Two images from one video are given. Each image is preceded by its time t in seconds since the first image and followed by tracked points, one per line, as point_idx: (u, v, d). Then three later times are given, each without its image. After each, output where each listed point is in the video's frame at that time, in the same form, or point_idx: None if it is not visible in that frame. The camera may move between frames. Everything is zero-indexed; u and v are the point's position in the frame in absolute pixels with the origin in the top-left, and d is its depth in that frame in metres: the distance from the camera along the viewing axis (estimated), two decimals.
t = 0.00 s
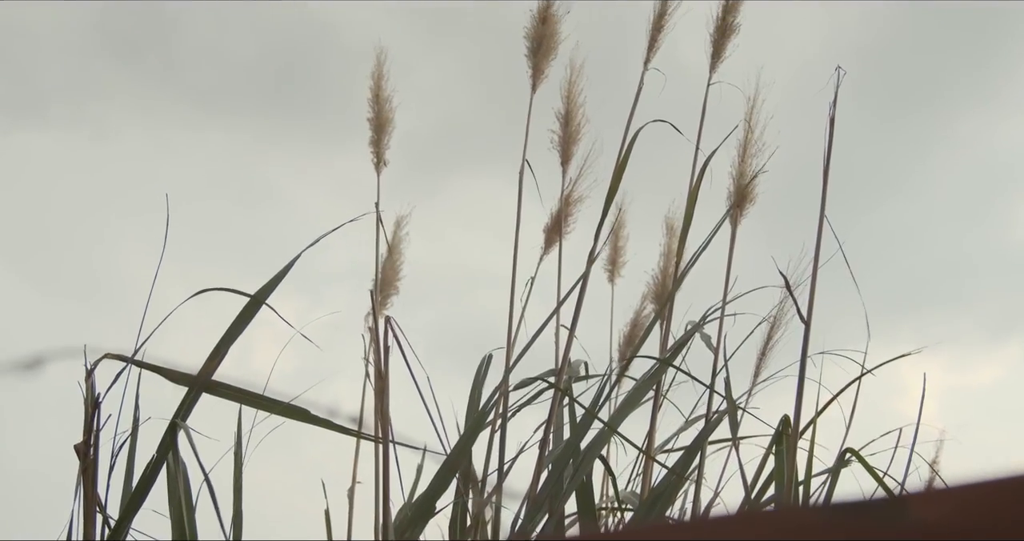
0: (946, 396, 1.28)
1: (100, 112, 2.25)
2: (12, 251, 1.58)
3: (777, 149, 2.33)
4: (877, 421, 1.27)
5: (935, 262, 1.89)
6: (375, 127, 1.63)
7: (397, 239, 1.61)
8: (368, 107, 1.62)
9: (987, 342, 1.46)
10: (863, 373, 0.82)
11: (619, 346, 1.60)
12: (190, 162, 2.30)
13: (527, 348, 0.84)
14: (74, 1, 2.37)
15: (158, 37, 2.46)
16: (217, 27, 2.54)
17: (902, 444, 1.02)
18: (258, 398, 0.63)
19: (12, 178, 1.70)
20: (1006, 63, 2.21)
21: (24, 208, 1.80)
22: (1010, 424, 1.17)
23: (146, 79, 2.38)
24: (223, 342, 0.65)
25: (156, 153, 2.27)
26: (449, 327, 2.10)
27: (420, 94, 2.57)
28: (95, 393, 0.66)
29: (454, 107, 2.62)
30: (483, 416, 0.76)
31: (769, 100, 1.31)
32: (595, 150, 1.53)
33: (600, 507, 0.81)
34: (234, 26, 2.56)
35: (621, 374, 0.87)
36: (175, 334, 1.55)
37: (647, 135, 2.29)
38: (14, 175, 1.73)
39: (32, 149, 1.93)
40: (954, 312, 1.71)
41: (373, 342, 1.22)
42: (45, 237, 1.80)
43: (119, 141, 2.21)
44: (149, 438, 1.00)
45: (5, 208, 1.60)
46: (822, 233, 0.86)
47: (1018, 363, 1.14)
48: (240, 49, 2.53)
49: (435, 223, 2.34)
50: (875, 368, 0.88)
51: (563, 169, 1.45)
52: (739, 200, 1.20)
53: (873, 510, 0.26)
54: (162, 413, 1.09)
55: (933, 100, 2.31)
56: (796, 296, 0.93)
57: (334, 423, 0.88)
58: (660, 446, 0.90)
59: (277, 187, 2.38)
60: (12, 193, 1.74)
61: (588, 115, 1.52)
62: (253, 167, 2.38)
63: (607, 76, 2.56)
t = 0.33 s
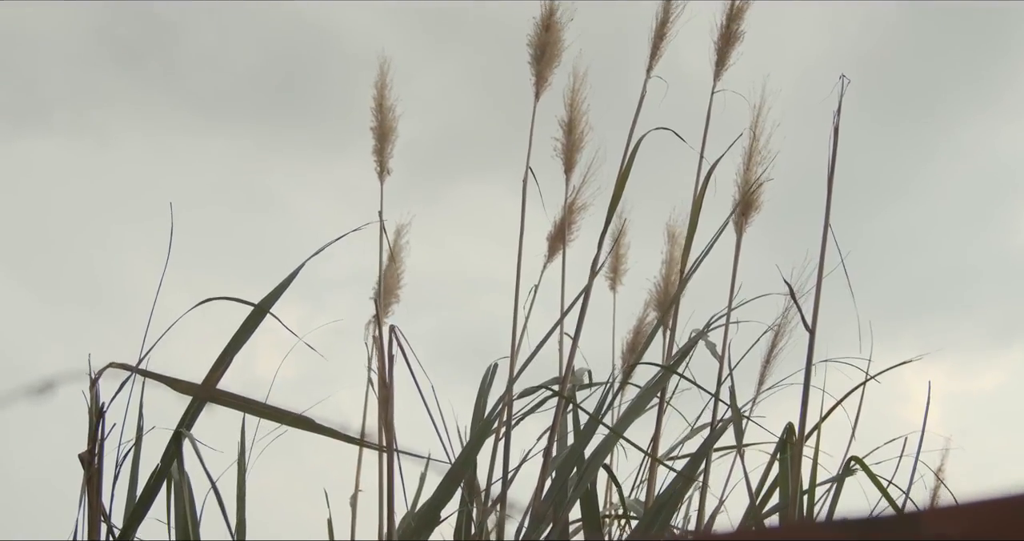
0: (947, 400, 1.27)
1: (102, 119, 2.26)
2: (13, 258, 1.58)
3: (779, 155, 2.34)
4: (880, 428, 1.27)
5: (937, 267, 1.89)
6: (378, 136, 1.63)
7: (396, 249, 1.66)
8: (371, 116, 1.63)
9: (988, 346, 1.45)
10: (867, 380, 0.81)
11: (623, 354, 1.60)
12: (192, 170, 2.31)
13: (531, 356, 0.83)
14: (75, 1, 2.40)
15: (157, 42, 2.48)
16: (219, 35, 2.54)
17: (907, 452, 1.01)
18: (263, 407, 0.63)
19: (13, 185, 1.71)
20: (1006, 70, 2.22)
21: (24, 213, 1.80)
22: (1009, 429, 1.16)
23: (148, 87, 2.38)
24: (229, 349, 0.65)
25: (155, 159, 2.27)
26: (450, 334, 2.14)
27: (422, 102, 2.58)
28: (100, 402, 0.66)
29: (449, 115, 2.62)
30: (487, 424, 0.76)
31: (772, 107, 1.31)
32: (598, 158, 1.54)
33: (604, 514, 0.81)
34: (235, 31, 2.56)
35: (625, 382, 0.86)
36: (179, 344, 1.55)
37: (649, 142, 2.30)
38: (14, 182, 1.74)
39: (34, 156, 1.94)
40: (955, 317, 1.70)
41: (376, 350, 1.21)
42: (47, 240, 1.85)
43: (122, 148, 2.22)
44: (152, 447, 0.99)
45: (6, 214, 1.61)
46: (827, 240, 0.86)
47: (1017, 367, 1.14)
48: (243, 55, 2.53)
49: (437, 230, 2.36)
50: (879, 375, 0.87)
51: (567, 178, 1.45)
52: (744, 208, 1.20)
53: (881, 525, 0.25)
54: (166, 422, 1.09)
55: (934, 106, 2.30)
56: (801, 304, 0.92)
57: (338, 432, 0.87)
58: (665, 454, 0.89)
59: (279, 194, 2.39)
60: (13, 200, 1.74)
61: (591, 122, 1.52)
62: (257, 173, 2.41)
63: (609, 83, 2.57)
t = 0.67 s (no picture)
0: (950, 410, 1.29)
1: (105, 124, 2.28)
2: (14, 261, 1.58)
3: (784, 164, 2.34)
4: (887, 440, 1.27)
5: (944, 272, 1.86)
6: (383, 143, 1.64)
7: (400, 256, 1.67)
8: (376, 123, 1.64)
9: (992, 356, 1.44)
10: (872, 390, 0.81)
11: (627, 362, 1.60)
12: (198, 176, 2.34)
13: (537, 365, 0.83)
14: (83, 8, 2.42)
15: (163, 48, 2.50)
16: (224, 41, 2.56)
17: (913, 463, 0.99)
18: (269, 415, 0.63)
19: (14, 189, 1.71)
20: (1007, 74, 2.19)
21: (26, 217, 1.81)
22: (1010, 439, 1.15)
23: (151, 91, 2.41)
24: (236, 355, 0.66)
25: (162, 163, 2.30)
26: (455, 339, 2.16)
27: (426, 109, 2.59)
28: (105, 410, 0.66)
29: (450, 121, 2.61)
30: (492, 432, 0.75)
31: (778, 117, 1.31)
32: (602, 167, 1.54)
33: (610, 524, 0.80)
34: (242, 38, 2.58)
35: (631, 391, 0.85)
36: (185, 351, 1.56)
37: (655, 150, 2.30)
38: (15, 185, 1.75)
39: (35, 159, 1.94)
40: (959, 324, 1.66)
41: (380, 358, 1.21)
42: (47, 242, 1.89)
43: (128, 153, 2.25)
44: (157, 455, 0.99)
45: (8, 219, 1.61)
46: (834, 249, 0.85)
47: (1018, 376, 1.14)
48: (247, 61, 2.54)
49: (441, 235, 2.39)
50: (884, 385, 0.86)
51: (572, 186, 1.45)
52: (750, 218, 1.20)
53: None
54: (171, 431, 1.09)
55: (938, 114, 2.31)
56: (808, 314, 0.91)
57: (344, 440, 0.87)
58: (670, 464, 0.88)
59: (282, 199, 2.41)
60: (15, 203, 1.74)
61: (597, 131, 1.52)
62: (265, 176, 2.43)
63: (616, 94, 2.58)
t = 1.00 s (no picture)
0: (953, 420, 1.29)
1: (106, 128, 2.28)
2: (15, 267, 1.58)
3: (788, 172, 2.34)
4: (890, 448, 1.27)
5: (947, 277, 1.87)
6: (386, 151, 1.65)
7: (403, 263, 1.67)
8: (379, 131, 1.64)
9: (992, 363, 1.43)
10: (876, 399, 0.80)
11: (630, 370, 1.60)
12: (200, 182, 2.35)
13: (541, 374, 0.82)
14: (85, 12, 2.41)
15: (165, 53, 2.49)
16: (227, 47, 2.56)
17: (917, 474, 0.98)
18: (273, 425, 0.63)
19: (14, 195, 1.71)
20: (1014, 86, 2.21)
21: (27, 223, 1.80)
22: (1006, 445, 1.15)
23: (152, 96, 2.40)
24: (241, 364, 0.65)
25: (164, 169, 2.32)
26: (456, 344, 2.21)
27: (430, 116, 2.60)
28: (110, 418, 0.66)
29: (455, 127, 2.59)
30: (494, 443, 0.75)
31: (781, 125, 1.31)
32: (605, 175, 1.55)
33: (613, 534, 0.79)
34: (245, 45, 2.58)
35: (636, 401, 0.85)
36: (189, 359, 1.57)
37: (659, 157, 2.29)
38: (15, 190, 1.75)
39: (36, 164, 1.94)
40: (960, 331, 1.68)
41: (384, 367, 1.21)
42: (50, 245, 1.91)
43: (131, 160, 2.27)
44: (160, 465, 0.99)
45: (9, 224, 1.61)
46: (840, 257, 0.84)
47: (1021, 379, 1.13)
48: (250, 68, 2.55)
49: (443, 242, 2.42)
50: (888, 394, 0.85)
51: (575, 195, 1.45)
52: (753, 226, 1.19)
53: None
54: (173, 441, 1.08)
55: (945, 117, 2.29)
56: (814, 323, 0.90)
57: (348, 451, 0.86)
58: (673, 474, 0.87)
59: (284, 204, 2.43)
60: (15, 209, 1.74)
61: (600, 139, 1.52)
62: (272, 183, 2.44)
63: (621, 102, 2.58)
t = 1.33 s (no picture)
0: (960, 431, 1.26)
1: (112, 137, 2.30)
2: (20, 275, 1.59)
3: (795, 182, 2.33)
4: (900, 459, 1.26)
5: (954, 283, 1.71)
6: (394, 163, 1.66)
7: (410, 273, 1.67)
8: (387, 142, 1.65)
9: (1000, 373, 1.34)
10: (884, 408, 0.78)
11: (637, 380, 1.59)
12: (202, 192, 2.38)
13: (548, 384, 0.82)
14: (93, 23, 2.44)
15: (172, 64, 2.52)
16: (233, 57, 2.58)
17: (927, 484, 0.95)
18: (280, 436, 0.63)
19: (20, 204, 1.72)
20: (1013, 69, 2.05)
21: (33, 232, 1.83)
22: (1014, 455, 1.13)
23: (158, 104, 2.43)
24: (249, 375, 0.66)
25: (167, 177, 2.35)
26: (461, 352, 2.23)
27: (436, 126, 2.61)
28: (117, 429, 0.66)
29: (463, 135, 2.59)
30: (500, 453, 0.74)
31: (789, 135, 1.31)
32: (611, 185, 1.55)
33: None
34: (251, 56, 2.61)
35: (643, 411, 0.84)
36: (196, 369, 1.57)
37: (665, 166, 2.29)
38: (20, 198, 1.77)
39: (42, 173, 1.97)
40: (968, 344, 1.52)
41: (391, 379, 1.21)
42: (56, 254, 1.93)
43: (137, 170, 2.30)
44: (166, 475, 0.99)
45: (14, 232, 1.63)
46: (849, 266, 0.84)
47: None
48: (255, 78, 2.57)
49: (446, 250, 2.43)
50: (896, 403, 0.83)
51: (581, 205, 1.46)
52: (761, 236, 1.19)
53: None
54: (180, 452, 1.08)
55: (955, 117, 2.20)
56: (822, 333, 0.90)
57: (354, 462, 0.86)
58: (679, 485, 0.86)
59: (288, 212, 2.45)
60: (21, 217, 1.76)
61: (607, 149, 1.52)
62: (274, 193, 2.46)
63: (627, 112, 2.60)
